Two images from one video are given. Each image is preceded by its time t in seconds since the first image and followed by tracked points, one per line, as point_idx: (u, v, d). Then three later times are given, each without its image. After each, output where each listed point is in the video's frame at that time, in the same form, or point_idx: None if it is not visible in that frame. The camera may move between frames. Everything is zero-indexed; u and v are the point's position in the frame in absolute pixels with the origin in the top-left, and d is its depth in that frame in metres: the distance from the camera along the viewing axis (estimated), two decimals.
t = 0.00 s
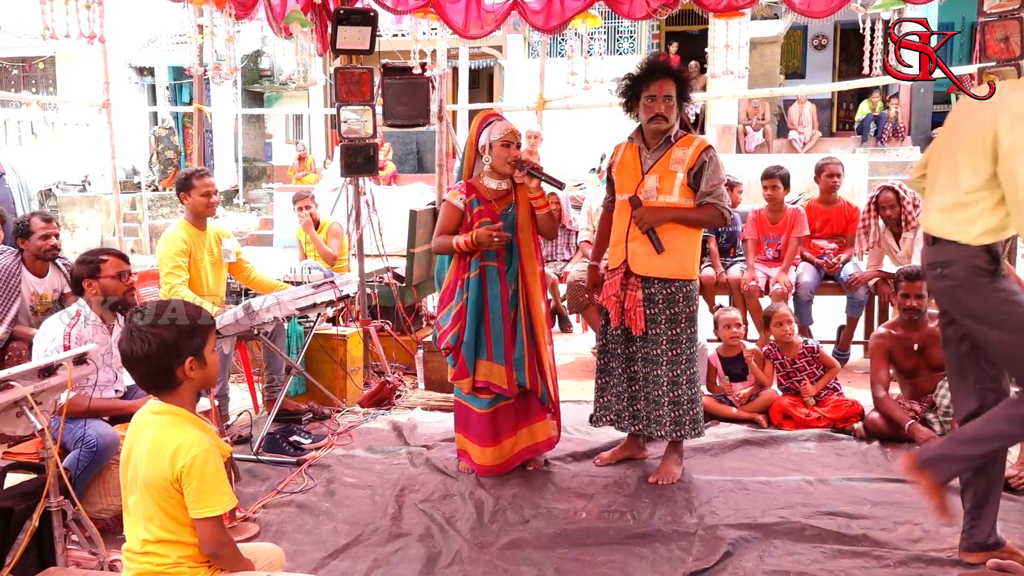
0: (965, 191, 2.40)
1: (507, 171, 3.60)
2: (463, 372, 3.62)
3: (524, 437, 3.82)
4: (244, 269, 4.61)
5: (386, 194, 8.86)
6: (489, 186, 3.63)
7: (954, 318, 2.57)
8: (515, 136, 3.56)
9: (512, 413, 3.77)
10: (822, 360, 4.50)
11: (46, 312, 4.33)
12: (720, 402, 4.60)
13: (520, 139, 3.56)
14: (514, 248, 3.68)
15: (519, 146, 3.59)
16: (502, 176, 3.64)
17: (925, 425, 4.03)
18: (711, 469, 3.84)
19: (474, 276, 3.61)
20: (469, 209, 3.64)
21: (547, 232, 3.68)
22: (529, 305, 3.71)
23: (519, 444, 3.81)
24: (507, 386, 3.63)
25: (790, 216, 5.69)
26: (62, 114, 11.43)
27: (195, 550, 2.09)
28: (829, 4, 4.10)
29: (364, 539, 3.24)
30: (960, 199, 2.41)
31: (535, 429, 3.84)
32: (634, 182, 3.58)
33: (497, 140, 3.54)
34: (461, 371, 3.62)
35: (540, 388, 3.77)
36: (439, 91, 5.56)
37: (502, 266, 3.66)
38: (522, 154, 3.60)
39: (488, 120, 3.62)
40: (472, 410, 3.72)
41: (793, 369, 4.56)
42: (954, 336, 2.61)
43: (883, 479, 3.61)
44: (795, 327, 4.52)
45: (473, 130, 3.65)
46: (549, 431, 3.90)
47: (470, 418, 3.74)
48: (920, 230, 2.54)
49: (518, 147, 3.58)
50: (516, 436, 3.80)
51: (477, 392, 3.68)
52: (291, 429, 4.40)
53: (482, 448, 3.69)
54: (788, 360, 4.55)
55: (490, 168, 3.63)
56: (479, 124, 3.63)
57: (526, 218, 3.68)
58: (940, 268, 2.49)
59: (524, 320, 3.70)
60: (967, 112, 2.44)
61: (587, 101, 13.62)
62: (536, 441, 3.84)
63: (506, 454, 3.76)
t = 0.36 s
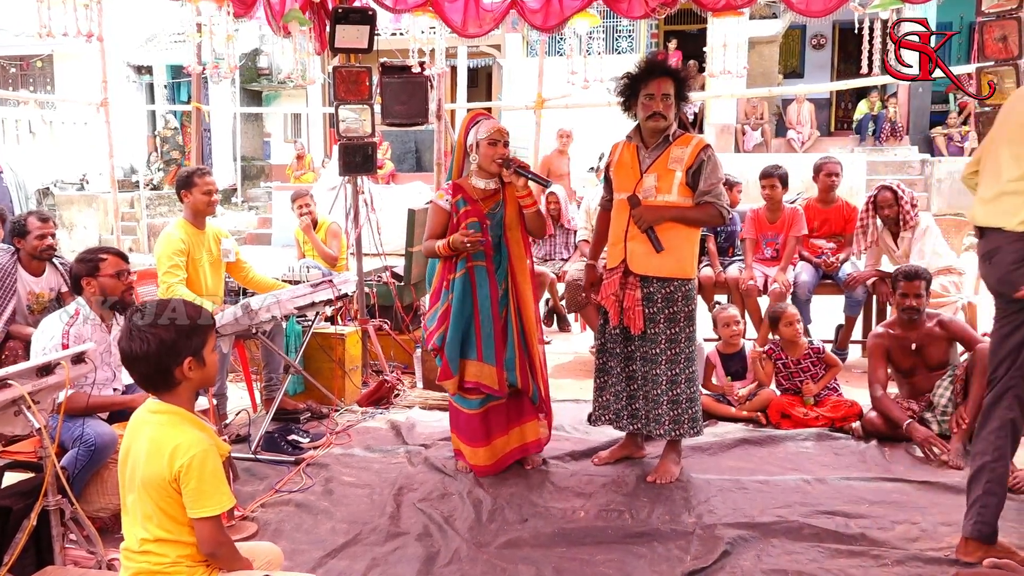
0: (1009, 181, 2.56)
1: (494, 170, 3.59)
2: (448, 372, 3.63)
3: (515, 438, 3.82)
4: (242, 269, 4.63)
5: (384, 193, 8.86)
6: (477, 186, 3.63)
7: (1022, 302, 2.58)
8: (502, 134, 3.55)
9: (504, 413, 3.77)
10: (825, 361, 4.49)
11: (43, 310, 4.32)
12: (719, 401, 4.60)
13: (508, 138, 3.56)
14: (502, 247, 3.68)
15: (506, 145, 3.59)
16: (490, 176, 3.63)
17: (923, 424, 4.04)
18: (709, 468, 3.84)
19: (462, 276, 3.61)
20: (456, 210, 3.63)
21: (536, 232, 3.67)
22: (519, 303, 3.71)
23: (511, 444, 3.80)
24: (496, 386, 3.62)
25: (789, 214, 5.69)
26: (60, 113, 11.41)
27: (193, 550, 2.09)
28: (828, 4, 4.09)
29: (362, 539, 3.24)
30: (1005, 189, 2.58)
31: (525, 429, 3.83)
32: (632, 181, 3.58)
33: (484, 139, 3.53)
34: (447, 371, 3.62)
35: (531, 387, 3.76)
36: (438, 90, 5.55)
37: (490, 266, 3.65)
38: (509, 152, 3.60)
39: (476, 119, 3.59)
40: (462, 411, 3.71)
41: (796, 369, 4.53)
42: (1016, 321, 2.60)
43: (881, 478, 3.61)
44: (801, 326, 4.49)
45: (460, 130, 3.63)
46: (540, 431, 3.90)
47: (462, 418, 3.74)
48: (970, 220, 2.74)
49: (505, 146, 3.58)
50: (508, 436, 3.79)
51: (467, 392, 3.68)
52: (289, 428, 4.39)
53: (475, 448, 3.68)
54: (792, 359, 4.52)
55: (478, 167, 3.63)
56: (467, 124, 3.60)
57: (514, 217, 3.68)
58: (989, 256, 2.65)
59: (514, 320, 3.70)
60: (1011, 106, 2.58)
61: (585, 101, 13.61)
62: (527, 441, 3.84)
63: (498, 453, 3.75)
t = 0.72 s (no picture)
0: None
1: (492, 168, 3.58)
2: (447, 371, 3.62)
3: (516, 437, 3.81)
4: (243, 267, 4.63)
5: (384, 191, 8.86)
6: (474, 184, 3.63)
7: None
8: (500, 133, 3.53)
9: (507, 413, 3.75)
10: (835, 364, 4.46)
11: (45, 307, 4.31)
12: (717, 400, 4.61)
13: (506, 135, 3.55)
14: (501, 244, 3.69)
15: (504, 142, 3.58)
16: (487, 174, 3.62)
17: (923, 424, 4.04)
18: (709, 467, 3.84)
19: (462, 275, 3.61)
20: (455, 208, 3.63)
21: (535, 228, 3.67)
22: (519, 301, 3.71)
23: (513, 444, 3.79)
24: (498, 384, 3.60)
25: (789, 213, 5.68)
26: (60, 110, 11.42)
27: (193, 547, 2.09)
28: (829, 3, 4.08)
29: (362, 536, 3.24)
30: None
31: (526, 428, 3.83)
32: (632, 179, 3.58)
33: (482, 137, 3.51)
34: (447, 370, 3.62)
35: (532, 384, 3.76)
36: (438, 88, 5.54)
37: (490, 264, 3.65)
38: (506, 151, 3.58)
39: (473, 117, 3.58)
40: (461, 410, 3.71)
41: (804, 369, 4.49)
42: None
43: (880, 477, 3.61)
44: (810, 325, 4.44)
45: (457, 129, 3.62)
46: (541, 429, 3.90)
47: (461, 417, 3.73)
48: None
49: (503, 143, 3.56)
50: (508, 438, 3.77)
51: (468, 391, 3.67)
52: (288, 425, 4.39)
53: (476, 446, 3.68)
54: (800, 359, 4.49)
55: (475, 166, 3.62)
56: (463, 123, 3.60)
57: (512, 215, 3.68)
58: None
59: (514, 317, 3.71)
60: None
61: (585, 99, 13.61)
62: (529, 439, 3.84)
63: (499, 454, 3.74)
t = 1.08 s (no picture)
0: None
1: (502, 166, 3.60)
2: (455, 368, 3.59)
3: (520, 435, 3.80)
4: (244, 264, 4.61)
5: (384, 189, 8.86)
6: (484, 182, 3.64)
7: None
8: (510, 131, 3.54)
9: (512, 410, 3.76)
10: (841, 364, 4.43)
11: (45, 304, 4.33)
12: (718, 399, 4.61)
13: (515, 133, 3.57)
14: (510, 241, 3.69)
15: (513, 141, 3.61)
16: (497, 172, 3.65)
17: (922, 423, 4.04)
18: (708, 466, 3.84)
19: (471, 272, 3.60)
20: (464, 206, 3.62)
21: (543, 225, 3.69)
22: (527, 299, 3.70)
23: (515, 442, 3.79)
24: (508, 381, 3.62)
25: (789, 212, 5.69)
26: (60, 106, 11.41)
27: (193, 544, 2.09)
28: (830, 2, 4.08)
29: (361, 534, 3.25)
30: None
31: (530, 425, 3.82)
32: (633, 178, 3.58)
33: (491, 135, 3.52)
34: (454, 368, 3.58)
35: (540, 382, 3.75)
36: (438, 87, 5.55)
37: (498, 262, 3.64)
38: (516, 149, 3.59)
39: (482, 116, 3.60)
40: (465, 407, 3.71)
41: (810, 367, 4.46)
42: None
43: (879, 477, 3.61)
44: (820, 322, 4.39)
45: (467, 127, 3.64)
46: (547, 428, 3.89)
47: (464, 415, 3.74)
48: None
49: (512, 141, 3.58)
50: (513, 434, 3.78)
51: (476, 389, 3.67)
52: (288, 423, 4.39)
53: (482, 445, 3.70)
54: (806, 355, 4.46)
55: (484, 164, 3.62)
56: (474, 120, 3.62)
57: (521, 212, 3.68)
58: None
59: (522, 315, 3.70)
60: None
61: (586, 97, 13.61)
62: (535, 437, 3.83)
63: (502, 451, 3.75)
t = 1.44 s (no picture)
0: None
1: (516, 171, 3.59)
2: (461, 368, 3.63)
3: (520, 438, 3.82)
4: (243, 267, 4.62)
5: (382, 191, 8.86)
6: (500, 185, 3.63)
7: None
8: (524, 135, 3.54)
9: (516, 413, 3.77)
10: (842, 369, 4.46)
11: (44, 308, 4.31)
12: (717, 401, 4.61)
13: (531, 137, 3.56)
14: (520, 247, 3.66)
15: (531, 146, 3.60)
16: (513, 176, 3.62)
17: (922, 425, 4.04)
18: (708, 468, 3.84)
19: (480, 273, 3.61)
20: (477, 207, 3.64)
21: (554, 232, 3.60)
22: (535, 304, 3.69)
23: (514, 444, 3.81)
24: (511, 386, 3.61)
25: (789, 214, 5.68)
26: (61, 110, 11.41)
27: (193, 548, 2.09)
28: (829, 4, 4.08)
29: (361, 537, 3.24)
30: None
31: (533, 430, 3.84)
32: (632, 180, 3.57)
33: (505, 139, 3.53)
34: (461, 367, 3.63)
35: (539, 390, 3.74)
36: (438, 89, 5.56)
37: (507, 266, 3.65)
38: (531, 153, 3.59)
39: (499, 119, 3.59)
40: (469, 408, 3.71)
41: (813, 368, 4.49)
42: None
43: (879, 478, 3.61)
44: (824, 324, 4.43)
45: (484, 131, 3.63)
46: (549, 435, 3.88)
47: (467, 415, 3.73)
48: None
49: (527, 145, 3.57)
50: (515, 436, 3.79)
51: (478, 389, 3.67)
52: (288, 426, 4.38)
53: (487, 444, 3.69)
54: (811, 357, 4.48)
55: (501, 167, 3.63)
56: (491, 123, 3.61)
57: (532, 219, 3.66)
58: None
59: (528, 321, 3.69)
60: None
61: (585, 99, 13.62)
62: (536, 443, 3.84)
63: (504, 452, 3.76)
